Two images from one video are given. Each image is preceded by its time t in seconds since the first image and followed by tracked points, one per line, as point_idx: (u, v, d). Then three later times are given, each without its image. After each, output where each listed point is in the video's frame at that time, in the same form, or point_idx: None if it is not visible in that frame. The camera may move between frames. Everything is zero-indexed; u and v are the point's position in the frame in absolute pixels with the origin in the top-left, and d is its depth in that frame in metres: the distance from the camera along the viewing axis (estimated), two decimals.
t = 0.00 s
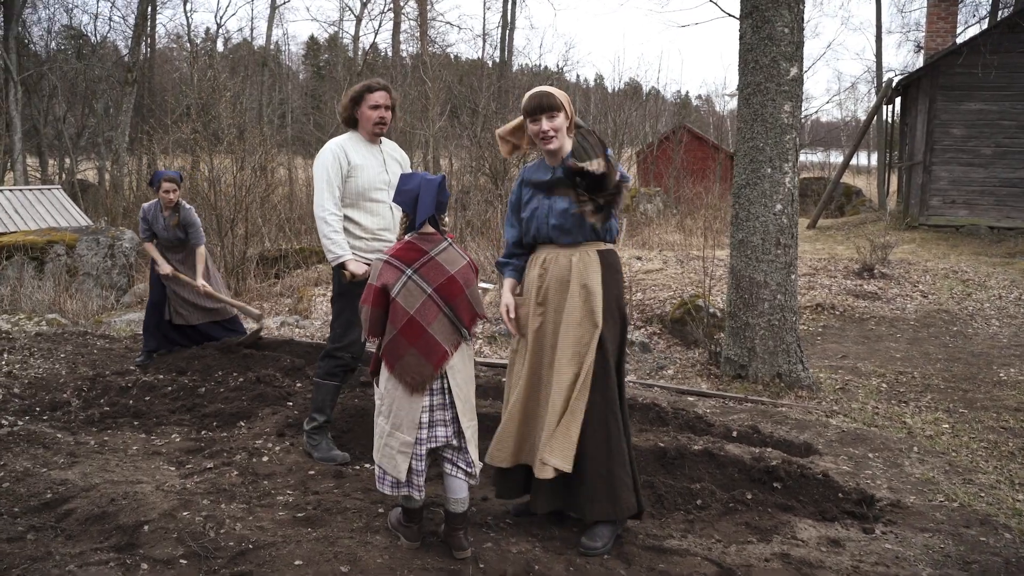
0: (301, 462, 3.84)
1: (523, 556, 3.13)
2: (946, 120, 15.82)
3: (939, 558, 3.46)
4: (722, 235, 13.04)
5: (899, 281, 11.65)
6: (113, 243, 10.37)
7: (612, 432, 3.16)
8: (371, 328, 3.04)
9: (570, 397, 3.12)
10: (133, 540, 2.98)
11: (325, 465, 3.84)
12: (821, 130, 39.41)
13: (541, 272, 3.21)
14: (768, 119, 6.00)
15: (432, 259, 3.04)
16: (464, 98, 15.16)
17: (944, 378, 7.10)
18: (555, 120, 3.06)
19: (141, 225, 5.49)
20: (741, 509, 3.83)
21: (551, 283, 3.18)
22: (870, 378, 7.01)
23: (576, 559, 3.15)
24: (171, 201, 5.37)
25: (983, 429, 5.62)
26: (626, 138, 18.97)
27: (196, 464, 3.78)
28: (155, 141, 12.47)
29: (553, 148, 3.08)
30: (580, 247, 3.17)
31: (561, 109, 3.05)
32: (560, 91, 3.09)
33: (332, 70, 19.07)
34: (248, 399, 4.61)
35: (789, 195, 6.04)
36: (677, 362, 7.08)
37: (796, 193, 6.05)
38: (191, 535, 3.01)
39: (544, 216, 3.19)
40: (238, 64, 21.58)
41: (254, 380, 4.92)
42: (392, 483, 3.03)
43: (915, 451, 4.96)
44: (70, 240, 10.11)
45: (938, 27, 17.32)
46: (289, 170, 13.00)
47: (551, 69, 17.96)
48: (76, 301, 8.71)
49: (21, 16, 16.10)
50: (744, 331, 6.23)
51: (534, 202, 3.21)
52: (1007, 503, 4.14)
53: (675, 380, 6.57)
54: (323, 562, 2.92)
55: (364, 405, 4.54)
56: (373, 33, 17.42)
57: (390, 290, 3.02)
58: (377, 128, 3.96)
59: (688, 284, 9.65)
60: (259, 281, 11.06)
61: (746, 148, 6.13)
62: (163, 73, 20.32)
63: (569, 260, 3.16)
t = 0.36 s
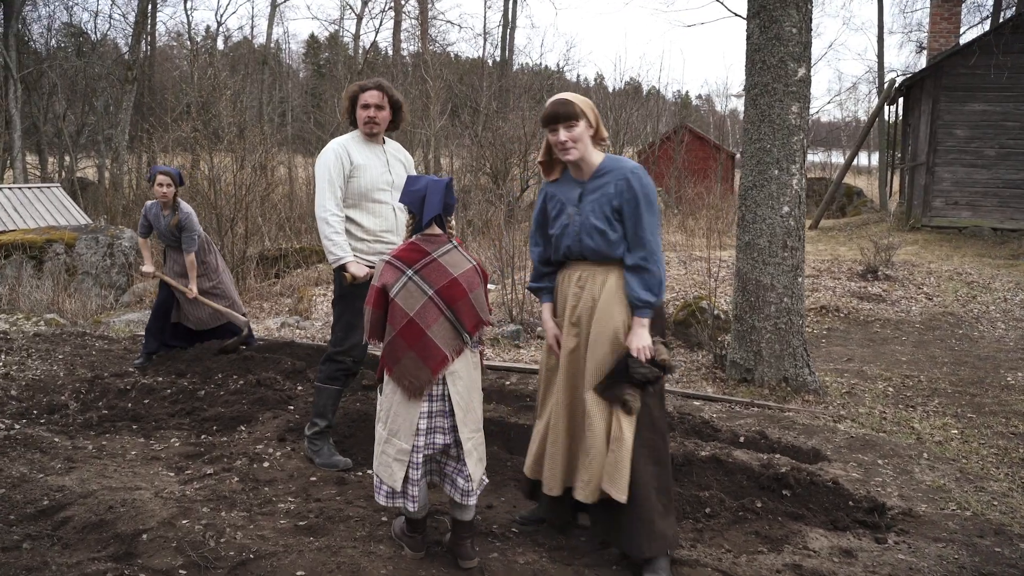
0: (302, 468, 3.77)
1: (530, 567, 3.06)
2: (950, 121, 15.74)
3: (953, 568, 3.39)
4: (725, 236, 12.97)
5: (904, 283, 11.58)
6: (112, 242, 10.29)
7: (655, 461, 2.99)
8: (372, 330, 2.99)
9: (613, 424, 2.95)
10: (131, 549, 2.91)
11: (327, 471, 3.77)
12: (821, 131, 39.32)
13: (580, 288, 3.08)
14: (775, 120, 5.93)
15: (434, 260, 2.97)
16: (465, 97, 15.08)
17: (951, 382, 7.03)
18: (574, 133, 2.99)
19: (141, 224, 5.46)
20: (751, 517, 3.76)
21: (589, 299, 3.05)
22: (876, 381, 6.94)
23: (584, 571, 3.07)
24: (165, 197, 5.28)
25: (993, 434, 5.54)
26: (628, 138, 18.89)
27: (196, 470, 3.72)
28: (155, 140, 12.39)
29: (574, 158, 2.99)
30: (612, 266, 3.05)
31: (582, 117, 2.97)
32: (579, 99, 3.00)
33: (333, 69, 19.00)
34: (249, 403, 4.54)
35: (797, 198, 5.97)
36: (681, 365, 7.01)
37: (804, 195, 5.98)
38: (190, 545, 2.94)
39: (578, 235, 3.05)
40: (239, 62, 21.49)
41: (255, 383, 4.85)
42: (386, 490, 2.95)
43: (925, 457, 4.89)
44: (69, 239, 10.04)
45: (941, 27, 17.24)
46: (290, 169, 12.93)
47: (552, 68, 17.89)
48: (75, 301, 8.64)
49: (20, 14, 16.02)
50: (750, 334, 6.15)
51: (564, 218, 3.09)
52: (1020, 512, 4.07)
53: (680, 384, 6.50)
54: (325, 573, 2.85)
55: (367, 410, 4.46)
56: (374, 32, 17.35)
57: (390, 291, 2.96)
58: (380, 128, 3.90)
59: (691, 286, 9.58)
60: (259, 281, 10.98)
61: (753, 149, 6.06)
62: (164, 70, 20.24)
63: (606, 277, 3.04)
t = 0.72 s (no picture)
0: (304, 469, 3.74)
1: (534, 571, 3.03)
2: (951, 121, 15.70)
3: (960, 572, 3.36)
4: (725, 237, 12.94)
5: (905, 283, 11.55)
6: (112, 242, 10.27)
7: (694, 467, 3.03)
8: (426, 337, 2.78)
9: (669, 439, 2.89)
10: (131, 552, 2.89)
11: (329, 472, 3.74)
12: (822, 131, 39.30)
13: (626, 297, 2.98)
14: (778, 119, 5.90)
15: (490, 264, 2.88)
16: (464, 97, 15.05)
17: (954, 383, 7.00)
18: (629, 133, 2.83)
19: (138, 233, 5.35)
20: (756, 519, 3.74)
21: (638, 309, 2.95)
22: (879, 382, 6.91)
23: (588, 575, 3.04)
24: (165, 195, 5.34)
25: (996, 436, 5.52)
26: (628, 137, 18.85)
27: (196, 471, 3.69)
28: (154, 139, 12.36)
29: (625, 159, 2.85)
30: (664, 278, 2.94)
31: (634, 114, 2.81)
32: (631, 95, 2.83)
33: (333, 68, 18.97)
34: (250, 403, 4.50)
35: (800, 197, 5.93)
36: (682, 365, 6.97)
37: (807, 195, 5.95)
38: (191, 547, 2.91)
39: (628, 242, 2.93)
40: (239, 61, 21.44)
41: (255, 383, 4.81)
42: (423, 497, 2.89)
43: (929, 459, 4.86)
44: (69, 237, 10.01)
45: (942, 27, 17.21)
46: (290, 168, 12.89)
47: (552, 68, 17.86)
48: (74, 300, 8.61)
49: (20, 12, 15.99)
50: (752, 334, 6.12)
51: (612, 224, 2.97)
52: None
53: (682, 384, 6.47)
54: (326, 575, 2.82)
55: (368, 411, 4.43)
56: (374, 31, 17.30)
57: (458, 294, 2.78)
58: (382, 128, 3.87)
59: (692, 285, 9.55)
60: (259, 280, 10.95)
61: (756, 149, 6.03)
62: (163, 69, 20.18)
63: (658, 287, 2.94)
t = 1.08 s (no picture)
0: (305, 468, 3.75)
1: (535, 569, 3.04)
2: (951, 121, 15.71)
3: (961, 571, 3.37)
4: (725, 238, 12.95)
5: (905, 283, 11.56)
6: (112, 242, 10.28)
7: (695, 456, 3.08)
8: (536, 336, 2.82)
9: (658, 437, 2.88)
10: (134, 551, 2.90)
11: (330, 471, 3.74)
12: (821, 131, 39.32)
13: (616, 284, 2.99)
14: (779, 120, 5.91)
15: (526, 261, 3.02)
16: (464, 97, 15.06)
17: (954, 383, 7.01)
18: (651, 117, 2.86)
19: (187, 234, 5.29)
20: (757, 519, 3.74)
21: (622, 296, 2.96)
22: (879, 382, 6.91)
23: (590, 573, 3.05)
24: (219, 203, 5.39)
25: (996, 435, 5.52)
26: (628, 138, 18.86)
27: (198, 470, 3.69)
28: (155, 139, 12.37)
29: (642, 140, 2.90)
30: (664, 265, 2.95)
31: (645, 107, 2.83)
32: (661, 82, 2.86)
33: (333, 69, 18.99)
34: (251, 403, 4.51)
35: (800, 197, 5.94)
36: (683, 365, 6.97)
37: (808, 196, 5.96)
38: (193, 546, 2.91)
39: (633, 221, 2.94)
40: (239, 61, 21.46)
41: (256, 383, 4.82)
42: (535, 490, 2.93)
43: (930, 459, 4.86)
44: (69, 237, 10.01)
45: (943, 28, 17.22)
46: (291, 168, 12.89)
47: (552, 68, 17.87)
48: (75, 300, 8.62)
49: (21, 13, 15.99)
50: (753, 334, 6.13)
51: (623, 200, 2.98)
52: None
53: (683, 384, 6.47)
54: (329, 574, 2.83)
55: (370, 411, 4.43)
56: (374, 31, 17.31)
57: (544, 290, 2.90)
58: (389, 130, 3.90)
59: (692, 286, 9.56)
60: (260, 280, 10.94)
61: (757, 150, 6.03)
62: (163, 69, 20.18)
63: (656, 275, 2.93)
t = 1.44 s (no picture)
0: (305, 468, 3.76)
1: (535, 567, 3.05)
2: (951, 121, 15.72)
3: (958, 570, 3.38)
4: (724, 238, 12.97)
5: (905, 283, 11.58)
6: (112, 242, 10.30)
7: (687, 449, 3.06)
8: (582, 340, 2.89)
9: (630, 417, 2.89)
10: (135, 549, 2.91)
11: (330, 471, 3.76)
12: (821, 131, 39.34)
13: (599, 279, 3.01)
14: (778, 120, 5.93)
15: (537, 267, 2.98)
16: (464, 98, 15.08)
17: (953, 383, 7.02)
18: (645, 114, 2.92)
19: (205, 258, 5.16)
20: (755, 518, 3.75)
21: (600, 291, 2.98)
22: (878, 382, 6.92)
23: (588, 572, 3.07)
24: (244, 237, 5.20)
25: (995, 435, 5.53)
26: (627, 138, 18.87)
27: (199, 470, 3.71)
28: (155, 140, 12.39)
29: (641, 136, 2.97)
30: (648, 264, 2.94)
31: (636, 108, 2.94)
32: (664, 86, 2.90)
33: (333, 69, 19.01)
34: (252, 403, 4.52)
35: (799, 198, 5.95)
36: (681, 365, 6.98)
37: (807, 196, 5.97)
38: (194, 545, 2.93)
39: (623, 217, 3.02)
40: (239, 62, 21.49)
41: (256, 383, 4.83)
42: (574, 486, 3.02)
43: (929, 458, 4.87)
44: (70, 238, 10.03)
45: (942, 28, 17.23)
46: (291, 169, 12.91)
47: (551, 69, 17.89)
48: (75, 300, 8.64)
49: (21, 13, 16.01)
50: (751, 334, 6.14)
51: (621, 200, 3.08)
52: None
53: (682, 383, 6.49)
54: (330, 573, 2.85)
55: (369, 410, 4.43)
56: (375, 32, 17.33)
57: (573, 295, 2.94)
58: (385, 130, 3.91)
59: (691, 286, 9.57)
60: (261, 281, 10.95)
61: (755, 150, 6.05)
62: (163, 70, 20.22)
63: (638, 272, 2.93)
